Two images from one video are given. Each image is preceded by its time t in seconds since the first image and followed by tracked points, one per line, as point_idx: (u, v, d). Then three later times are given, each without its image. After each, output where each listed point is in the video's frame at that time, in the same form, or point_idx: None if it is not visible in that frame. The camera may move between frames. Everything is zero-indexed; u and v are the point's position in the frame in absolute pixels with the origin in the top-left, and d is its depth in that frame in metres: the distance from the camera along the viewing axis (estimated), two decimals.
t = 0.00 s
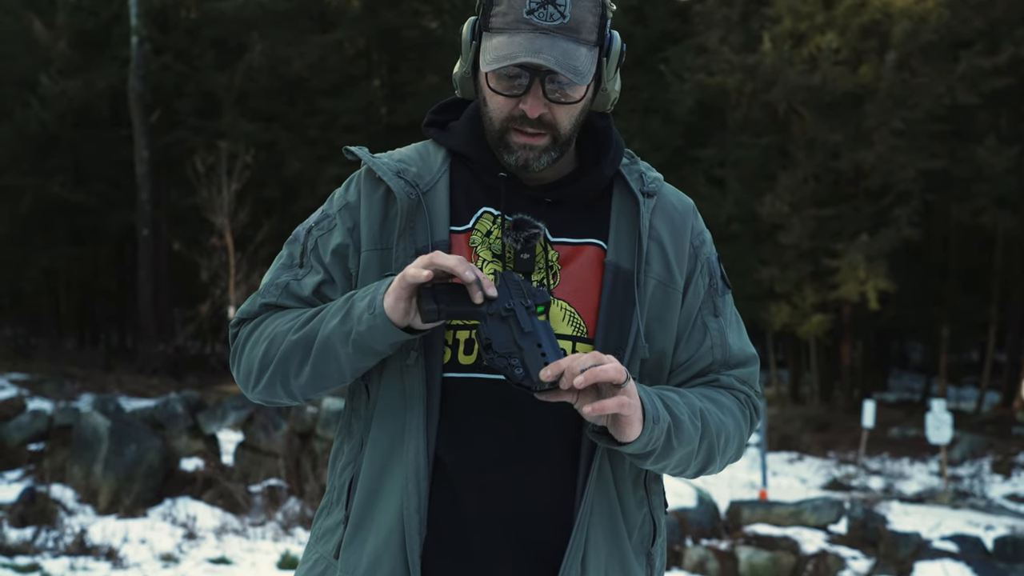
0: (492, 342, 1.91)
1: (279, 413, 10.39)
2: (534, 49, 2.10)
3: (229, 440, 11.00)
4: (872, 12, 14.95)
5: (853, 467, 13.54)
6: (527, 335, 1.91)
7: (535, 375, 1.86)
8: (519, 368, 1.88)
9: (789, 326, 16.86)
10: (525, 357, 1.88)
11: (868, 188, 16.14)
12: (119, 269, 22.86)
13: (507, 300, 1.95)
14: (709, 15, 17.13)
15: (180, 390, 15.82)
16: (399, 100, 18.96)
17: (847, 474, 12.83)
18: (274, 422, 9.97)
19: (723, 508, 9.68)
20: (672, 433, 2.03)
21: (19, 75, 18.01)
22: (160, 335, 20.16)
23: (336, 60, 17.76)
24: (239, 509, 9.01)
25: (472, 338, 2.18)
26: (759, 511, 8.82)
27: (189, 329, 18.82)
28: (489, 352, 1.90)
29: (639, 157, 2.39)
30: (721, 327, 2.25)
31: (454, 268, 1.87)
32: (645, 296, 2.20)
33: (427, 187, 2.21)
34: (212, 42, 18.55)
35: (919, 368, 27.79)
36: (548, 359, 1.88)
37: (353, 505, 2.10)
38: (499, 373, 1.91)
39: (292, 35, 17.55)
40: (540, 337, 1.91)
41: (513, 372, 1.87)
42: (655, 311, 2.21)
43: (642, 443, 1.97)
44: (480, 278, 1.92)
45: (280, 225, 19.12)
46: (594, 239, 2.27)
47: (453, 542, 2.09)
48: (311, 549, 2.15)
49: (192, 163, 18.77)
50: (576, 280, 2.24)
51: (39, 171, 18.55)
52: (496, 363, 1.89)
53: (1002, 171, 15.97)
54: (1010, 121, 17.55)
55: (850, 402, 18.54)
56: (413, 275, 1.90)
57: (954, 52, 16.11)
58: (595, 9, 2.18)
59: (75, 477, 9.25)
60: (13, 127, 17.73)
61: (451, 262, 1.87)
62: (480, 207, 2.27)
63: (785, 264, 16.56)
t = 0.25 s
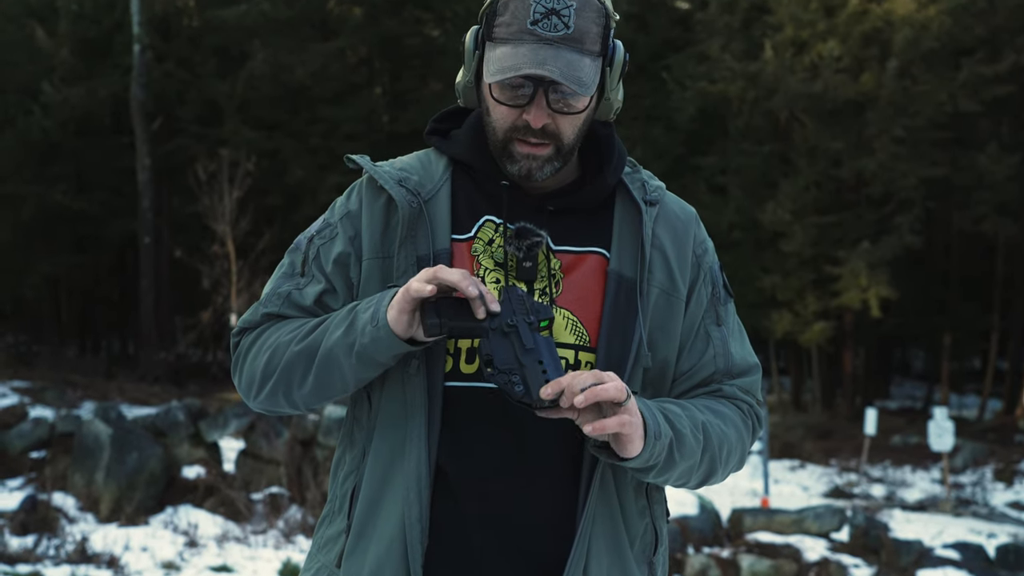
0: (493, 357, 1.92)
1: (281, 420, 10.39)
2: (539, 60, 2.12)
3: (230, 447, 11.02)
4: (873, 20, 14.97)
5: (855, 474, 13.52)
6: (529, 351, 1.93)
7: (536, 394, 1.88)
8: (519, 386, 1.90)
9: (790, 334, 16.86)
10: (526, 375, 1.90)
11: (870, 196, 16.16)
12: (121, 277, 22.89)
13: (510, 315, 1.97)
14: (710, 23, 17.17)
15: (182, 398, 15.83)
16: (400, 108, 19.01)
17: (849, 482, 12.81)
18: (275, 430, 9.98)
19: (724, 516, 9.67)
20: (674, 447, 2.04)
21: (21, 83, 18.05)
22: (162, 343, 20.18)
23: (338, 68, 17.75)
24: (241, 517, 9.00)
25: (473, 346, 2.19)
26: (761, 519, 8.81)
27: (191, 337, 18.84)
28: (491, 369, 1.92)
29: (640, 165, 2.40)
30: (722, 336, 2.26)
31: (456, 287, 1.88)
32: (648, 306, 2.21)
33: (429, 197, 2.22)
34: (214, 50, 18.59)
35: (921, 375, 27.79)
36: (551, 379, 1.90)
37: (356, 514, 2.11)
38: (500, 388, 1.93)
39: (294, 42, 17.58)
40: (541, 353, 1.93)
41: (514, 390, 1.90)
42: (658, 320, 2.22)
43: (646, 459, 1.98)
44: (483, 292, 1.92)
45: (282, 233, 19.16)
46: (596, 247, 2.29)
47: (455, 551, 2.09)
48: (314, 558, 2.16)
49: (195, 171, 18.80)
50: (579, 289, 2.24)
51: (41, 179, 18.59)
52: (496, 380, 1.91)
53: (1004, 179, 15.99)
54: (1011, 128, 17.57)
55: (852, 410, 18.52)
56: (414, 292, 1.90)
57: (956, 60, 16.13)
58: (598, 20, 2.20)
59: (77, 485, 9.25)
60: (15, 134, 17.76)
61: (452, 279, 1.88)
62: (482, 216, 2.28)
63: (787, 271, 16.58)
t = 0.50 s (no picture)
0: (489, 363, 1.91)
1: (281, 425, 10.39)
2: (536, 65, 2.12)
3: (229, 452, 11.02)
4: (872, 24, 15.01)
5: (854, 478, 13.52)
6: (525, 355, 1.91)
7: (528, 404, 1.88)
8: (513, 394, 1.90)
9: (790, 338, 16.87)
10: (521, 383, 1.90)
11: (869, 200, 16.17)
12: (120, 282, 22.90)
13: (509, 317, 1.94)
14: (710, 27, 17.19)
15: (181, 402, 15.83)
16: (400, 112, 19.03)
17: (848, 486, 12.81)
18: (274, 435, 9.97)
19: (724, 520, 9.67)
20: (668, 464, 2.02)
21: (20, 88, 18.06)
22: (161, 347, 20.18)
23: (338, 72, 17.74)
24: (240, 522, 8.99)
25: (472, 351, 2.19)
26: (761, 523, 8.80)
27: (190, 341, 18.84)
28: (487, 375, 1.92)
29: (640, 169, 2.41)
30: (722, 339, 2.26)
31: (452, 294, 1.87)
32: (647, 310, 2.21)
33: (427, 201, 2.23)
34: (214, 55, 18.61)
35: (921, 379, 27.80)
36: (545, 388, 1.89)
37: (356, 519, 2.11)
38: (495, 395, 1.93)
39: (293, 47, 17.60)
40: (538, 358, 1.92)
41: (507, 398, 1.90)
42: (658, 324, 2.22)
43: (639, 474, 1.98)
44: (482, 295, 1.89)
45: (282, 237, 19.17)
46: (595, 251, 2.29)
47: (455, 556, 2.10)
48: (313, 563, 2.16)
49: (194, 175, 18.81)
50: (578, 292, 2.25)
51: (40, 183, 18.59)
52: (492, 386, 1.91)
53: (1003, 183, 16.00)
54: (1010, 133, 17.59)
55: (851, 414, 18.52)
56: (414, 299, 1.90)
57: (955, 64, 16.15)
58: (596, 24, 2.20)
59: (75, 490, 9.24)
60: (15, 139, 17.77)
61: (448, 287, 1.88)
62: (481, 219, 2.29)
63: (786, 275, 16.59)
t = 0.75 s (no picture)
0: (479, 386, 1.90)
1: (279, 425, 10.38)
2: (532, 61, 2.11)
3: (228, 452, 11.02)
4: (870, 24, 15.02)
5: (853, 478, 13.52)
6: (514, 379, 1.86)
7: (506, 426, 1.87)
8: (496, 417, 1.88)
9: (788, 337, 16.88)
10: (505, 407, 1.87)
11: (868, 199, 16.17)
12: (119, 282, 22.88)
13: (506, 341, 1.89)
14: (708, 27, 17.20)
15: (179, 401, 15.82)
16: (399, 112, 19.02)
17: (847, 486, 12.81)
18: (273, 434, 9.95)
19: (722, 520, 9.67)
20: (625, 484, 2.02)
21: (18, 87, 18.04)
22: (160, 347, 20.17)
23: (336, 72, 17.74)
24: (239, 521, 8.99)
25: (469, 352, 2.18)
26: (759, 523, 8.79)
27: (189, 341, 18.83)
28: (474, 397, 1.91)
29: (638, 167, 2.40)
30: (716, 341, 2.25)
31: (446, 314, 1.86)
32: (643, 312, 2.21)
33: (424, 201, 2.22)
34: (212, 54, 18.60)
35: (919, 379, 27.82)
36: (528, 416, 1.84)
37: (353, 521, 2.11)
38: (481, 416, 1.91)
39: (292, 46, 17.61)
40: (527, 383, 1.86)
41: (490, 421, 1.88)
42: (653, 324, 2.21)
43: (592, 490, 2.00)
44: (478, 316, 1.88)
45: (280, 237, 19.17)
46: (593, 250, 2.29)
47: (451, 557, 2.09)
48: (310, 563, 2.16)
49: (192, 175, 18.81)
50: (575, 291, 2.25)
51: (38, 183, 18.57)
52: (476, 407, 1.90)
53: (1002, 182, 16.01)
54: (1009, 133, 17.60)
55: (850, 414, 18.52)
56: (411, 318, 1.89)
57: (953, 64, 16.16)
58: (590, 18, 2.20)
59: (73, 490, 9.23)
60: (13, 138, 17.74)
61: (442, 306, 1.87)
62: (478, 219, 2.29)
63: (785, 275, 16.60)
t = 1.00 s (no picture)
0: (487, 415, 1.89)
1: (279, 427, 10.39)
2: (530, 67, 2.11)
3: (229, 454, 11.02)
4: (871, 26, 15.03)
5: (854, 480, 13.51)
6: (523, 413, 1.85)
7: (509, 455, 1.84)
8: (499, 446, 1.86)
9: (789, 339, 16.87)
10: (510, 437, 1.85)
11: (869, 201, 16.16)
12: (120, 284, 22.89)
13: (526, 379, 1.90)
14: (709, 28, 17.21)
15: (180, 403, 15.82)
16: (399, 114, 19.03)
17: (848, 488, 12.80)
18: (273, 436, 9.95)
19: (723, 522, 9.66)
20: (618, 511, 2.03)
21: (20, 89, 18.06)
22: (160, 348, 20.17)
23: (337, 74, 17.75)
24: (239, 523, 8.98)
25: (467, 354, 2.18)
26: (760, 525, 8.78)
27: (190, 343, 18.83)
28: (481, 425, 1.90)
29: (637, 170, 2.40)
30: (715, 343, 2.25)
31: (467, 346, 1.89)
32: (642, 317, 2.21)
33: (422, 206, 2.23)
34: (213, 56, 18.61)
35: (921, 381, 27.81)
36: (531, 450, 1.83)
37: (352, 521, 2.11)
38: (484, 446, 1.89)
39: (293, 48, 17.62)
40: (535, 420, 1.84)
41: (492, 449, 1.86)
42: (653, 328, 2.21)
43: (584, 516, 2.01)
44: (501, 350, 1.90)
45: (281, 239, 19.17)
46: (591, 253, 2.29)
47: (449, 560, 2.08)
48: (308, 563, 2.16)
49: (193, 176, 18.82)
50: (573, 294, 2.24)
51: (39, 185, 18.59)
52: (482, 434, 1.89)
53: (1002, 184, 16.01)
54: (1010, 134, 17.59)
55: (851, 415, 18.51)
56: (433, 348, 1.93)
57: (954, 65, 16.15)
58: (588, 22, 2.20)
59: (74, 491, 9.24)
60: (14, 140, 17.76)
61: (462, 338, 1.90)
62: (476, 222, 2.29)
63: (785, 277, 16.60)
